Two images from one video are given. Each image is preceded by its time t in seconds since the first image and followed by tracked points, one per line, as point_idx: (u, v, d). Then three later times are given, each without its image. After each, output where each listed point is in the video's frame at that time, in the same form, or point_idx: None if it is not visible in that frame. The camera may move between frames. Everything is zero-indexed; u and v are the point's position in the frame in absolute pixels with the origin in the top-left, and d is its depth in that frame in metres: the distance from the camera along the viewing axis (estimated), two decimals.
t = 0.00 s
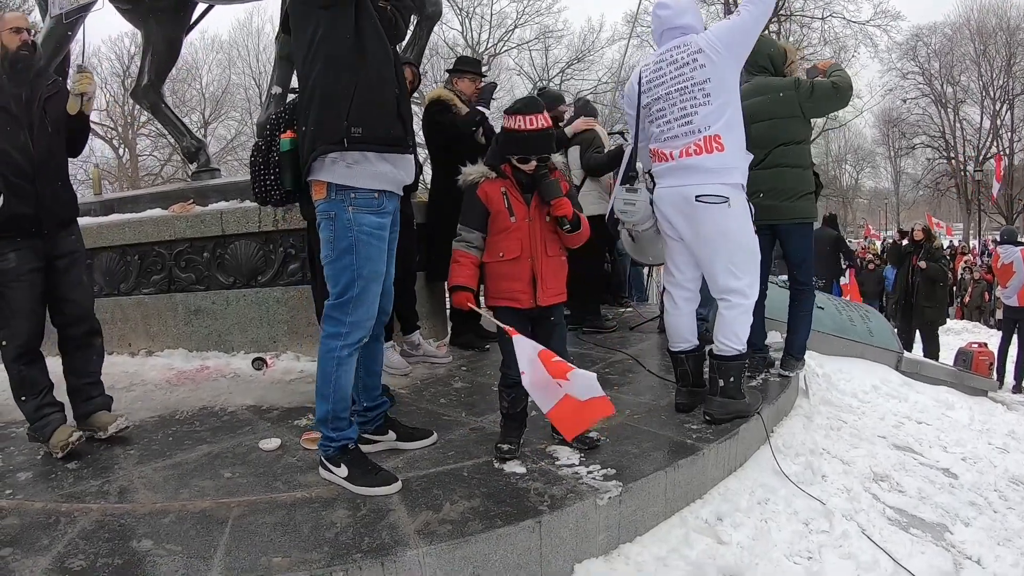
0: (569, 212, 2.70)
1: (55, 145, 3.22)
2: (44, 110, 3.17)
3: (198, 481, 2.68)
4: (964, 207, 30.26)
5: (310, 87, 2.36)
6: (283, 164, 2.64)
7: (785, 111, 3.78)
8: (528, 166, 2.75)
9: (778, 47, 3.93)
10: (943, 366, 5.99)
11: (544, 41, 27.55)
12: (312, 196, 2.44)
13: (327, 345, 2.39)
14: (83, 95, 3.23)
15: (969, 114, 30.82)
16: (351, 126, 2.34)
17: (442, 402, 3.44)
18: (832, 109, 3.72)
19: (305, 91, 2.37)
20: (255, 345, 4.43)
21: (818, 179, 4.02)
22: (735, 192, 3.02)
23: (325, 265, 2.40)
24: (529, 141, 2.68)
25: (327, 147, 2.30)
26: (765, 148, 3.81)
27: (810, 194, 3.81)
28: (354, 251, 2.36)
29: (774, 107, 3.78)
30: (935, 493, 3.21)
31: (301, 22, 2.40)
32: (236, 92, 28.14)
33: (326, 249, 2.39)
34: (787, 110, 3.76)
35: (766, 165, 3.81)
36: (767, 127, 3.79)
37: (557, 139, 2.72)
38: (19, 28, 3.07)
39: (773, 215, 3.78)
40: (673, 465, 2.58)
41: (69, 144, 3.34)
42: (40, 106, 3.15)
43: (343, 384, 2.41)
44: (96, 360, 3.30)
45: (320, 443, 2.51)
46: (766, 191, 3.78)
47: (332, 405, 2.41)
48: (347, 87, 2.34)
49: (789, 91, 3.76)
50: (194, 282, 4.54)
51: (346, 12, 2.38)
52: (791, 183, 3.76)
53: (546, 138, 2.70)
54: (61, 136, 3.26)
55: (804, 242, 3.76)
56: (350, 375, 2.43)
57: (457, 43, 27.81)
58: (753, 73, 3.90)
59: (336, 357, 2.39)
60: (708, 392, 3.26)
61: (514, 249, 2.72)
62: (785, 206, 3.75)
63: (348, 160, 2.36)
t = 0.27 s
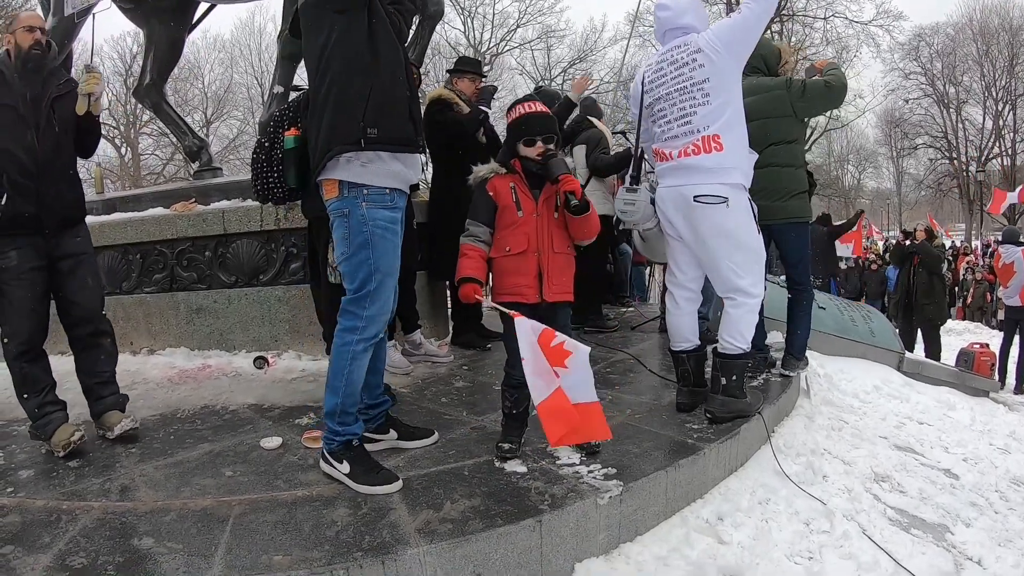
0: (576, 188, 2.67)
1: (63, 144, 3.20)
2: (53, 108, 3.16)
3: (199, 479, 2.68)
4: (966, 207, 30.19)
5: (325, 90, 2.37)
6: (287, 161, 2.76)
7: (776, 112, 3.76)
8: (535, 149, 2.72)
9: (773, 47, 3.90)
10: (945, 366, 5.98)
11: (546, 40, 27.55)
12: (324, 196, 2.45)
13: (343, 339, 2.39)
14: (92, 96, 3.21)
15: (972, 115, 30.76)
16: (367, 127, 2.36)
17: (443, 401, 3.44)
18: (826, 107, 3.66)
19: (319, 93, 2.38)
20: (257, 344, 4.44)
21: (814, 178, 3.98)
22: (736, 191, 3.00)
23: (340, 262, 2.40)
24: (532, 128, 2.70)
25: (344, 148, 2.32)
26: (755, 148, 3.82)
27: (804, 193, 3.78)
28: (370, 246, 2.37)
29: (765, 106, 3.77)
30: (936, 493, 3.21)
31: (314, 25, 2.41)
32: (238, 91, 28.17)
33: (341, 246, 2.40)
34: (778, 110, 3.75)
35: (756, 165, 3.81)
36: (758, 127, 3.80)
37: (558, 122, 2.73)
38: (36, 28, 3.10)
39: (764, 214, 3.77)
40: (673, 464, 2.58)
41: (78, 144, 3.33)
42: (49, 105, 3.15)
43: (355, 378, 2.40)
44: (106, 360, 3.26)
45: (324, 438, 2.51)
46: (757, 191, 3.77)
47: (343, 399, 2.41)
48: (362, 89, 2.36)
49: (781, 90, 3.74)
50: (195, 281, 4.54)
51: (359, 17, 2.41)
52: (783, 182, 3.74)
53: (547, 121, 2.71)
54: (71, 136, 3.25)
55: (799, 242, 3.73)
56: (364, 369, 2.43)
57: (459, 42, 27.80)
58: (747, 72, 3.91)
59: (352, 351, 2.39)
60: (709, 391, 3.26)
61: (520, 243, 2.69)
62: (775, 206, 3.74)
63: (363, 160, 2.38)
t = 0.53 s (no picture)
0: (587, 180, 2.58)
1: (74, 143, 3.16)
2: (65, 108, 3.12)
3: (197, 477, 2.68)
4: (965, 206, 30.19)
5: (328, 91, 2.38)
6: (286, 160, 2.80)
7: (767, 110, 3.74)
8: (549, 147, 2.72)
9: (765, 44, 3.82)
10: (943, 364, 5.99)
11: (545, 39, 27.56)
12: (331, 197, 2.46)
13: (362, 331, 2.39)
14: (105, 95, 3.15)
15: (971, 114, 30.75)
16: (370, 128, 2.37)
17: (441, 399, 3.44)
18: (816, 105, 3.62)
19: (323, 96, 2.40)
20: (255, 342, 4.44)
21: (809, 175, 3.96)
22: (735, 188, 3.00)
23: (354, 259, 2.40)
24: (547, 125, 2.70)
25: (347, 149, 2.33)
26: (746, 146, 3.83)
27: (797, 190, 3.77)
28: (382, 240, 2.38)
29: (755, 104, 3.76)
30: (934, 491, 3.21)
31: (317, 27, 2.44)
32: (237, 90, 28.15)
33: (353, 245, 2.40)
34: (769, 107, 3.72)
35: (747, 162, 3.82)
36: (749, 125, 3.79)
37: (569, 119, 2.73)
38: (51, 28, 3.05)
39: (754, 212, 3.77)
40: (670, 461, 2.58)
41: (94, 143, 3.29)
42: (61, 105, 3.11)
43: (372, 370, 2.39)
44: (107, 360, 3.26)
45: (330, 426, 2.49)
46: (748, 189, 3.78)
47: (356, 389, 2.40)
48: (365, 91, 2.37)
49: (772, 88, 3.71)
50: (193, 280, 4.54)
51: (361, 21, 2.43)
52: (774, 180, 3.75)
53: (563, 119, 2.70)
54: (82, 135, 3.20)
55: (791, 239, 3.75)
56: (380, 362, 2.42)
57: (457, 41, 27.78)
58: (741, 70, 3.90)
59: (370, 344, 2.38)
60: (706, 389, 3.26)
61: (534, 239, 2.67)
62: (764, 204, 3.75)
63: (368, 159, 2.39)
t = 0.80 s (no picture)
0: (594, 176, 2.54)
1: (88, 143, 3.18)
2: (81, 109, 3.14)
3: (195, 477, 2.68)
4: (963, 203, 30.21)
5: (333, 86, 2.38)
6: (281, 153, 2.87)
7: (765, 106, 3.69)
8: (560, 143, 2.70)
9: (762, 40, 3.81)
10: (941, 361, 5.99)
11: (542, 38, 27.55)
12: (331, 195, 2.45)
13: (371, 333, 2.39)
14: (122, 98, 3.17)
15: (968, 111, 30.77)
16: (377, 124, 2.38)
17: (440, 398, 3.44)
18: (813, 101, 3.55)
19: (328, 92, 2.39)
20: (253, 342, 4.43)
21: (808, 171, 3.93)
22: (738, 183, 2.98)
23: (356, 260, 2.39)
24: (560, 122, 2.71)
25: (353, 144, 2.32)
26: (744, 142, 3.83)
27: (795, 187, 3.77)
28: (386, 241, 2.38)
29: (752, 101, 3.72)
30: (933, 487, 3.21)
31: (322, 23, 2.45)
32: (234, 90, 28.12)
33: (356, 245, 2.39)
34: (767, 103, 3.67)
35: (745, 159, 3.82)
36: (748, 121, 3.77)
37: (581, 117, 2.74)
38: (67, 28, 3.00)
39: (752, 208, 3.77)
40: (669, 459, 2.58)
41: (107, 143, 3.31)
42: (77, 107, 3.13)
43: (385, 371, 2.42)
44: (108, 361, 3.25)
45: (351, 436, 2.47)
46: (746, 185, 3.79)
47: (374, 393, 2.42)
48: (372, 88, 2.39)
49: (769, 84, 3.65)
50: (191, 280, 4.53)
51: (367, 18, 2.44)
52: (772, 176, 3.76)
53: (574, 117, 2.72)
54: (96, 135, 3.21)
55: (788, 236, 3.73)
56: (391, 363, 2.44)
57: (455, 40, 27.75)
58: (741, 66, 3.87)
59: (381, 346, 2.40)
60: (705, 386, 3.26)
61: (541, 235, 2.64)
62: (761, 200, 3.75)
63: (371, 156, 2.40)
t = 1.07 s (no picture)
0: (596, 172, 2.57)
1: (95, 145, 3.17)
2: (90, 111, 3.14)
3: (195, 477, 2.68)
4: (962, 201, 30.21)
5: (346, 78, 2.37)
6: (281, 155, 2.86)
7: (769, 104, 3.70)
8: (564, 142, 2.71)
9: (767, 36, 3.76)
10: (941, 359, 6.00)
11: (541, 36, 27.55)
12: (339, 191, 2.42)
13: (375, 338, 2.38)
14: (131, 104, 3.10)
15: (967, 109, 30.77)
16: (391, 117, 2.40)
17: (439, 397, 3.44)
18: (817, 99, 3.55)
19: (340, 84, 2.38)
20: (252, 342, 4.43)
21: (810, 172, 3.92)
22: (741, 180, 2.97)
23: (362, 260, 2.37)
24: (563, 120, 2.70)
25: (368, 137, 2.33)
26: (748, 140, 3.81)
27: (798, 187, 3.73)
28: (393, 243, 2.38)
29: (756, 99, 3.72)
30: (932, 485, 3.22)
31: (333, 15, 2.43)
32: (233, 89, 28.11)
33: (362, 245, 2.37)
34: (771, 101, 3.68)
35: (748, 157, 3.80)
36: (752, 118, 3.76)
37: (584, 117, 2.75)
38: (74, 28, 2.99)
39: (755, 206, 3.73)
40: (669, 458, 2.58)
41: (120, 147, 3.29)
42: (85, 110, 3.13)
43: (394, 377, 2.43)
44: (108, 363, 3.24)
45: (367, 448, 2.44)
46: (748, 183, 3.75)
47: (387, 401, 2.42)
48: (385, 80, 2.39)
49: (773, 82, 3.66)
50: (190, 280, 4.53)
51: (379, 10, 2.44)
52: (775, 175, 3.73)
53: (576, 116, 2.72)
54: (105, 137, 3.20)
55: (789, 234, 3.71)
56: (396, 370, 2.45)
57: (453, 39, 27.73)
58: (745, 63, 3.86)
59: (388, 351, 2.40)
60: (704, 384, 3.25)
61: (542, 234, 2.64)
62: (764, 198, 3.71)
63: (382, 152, 2.41)
